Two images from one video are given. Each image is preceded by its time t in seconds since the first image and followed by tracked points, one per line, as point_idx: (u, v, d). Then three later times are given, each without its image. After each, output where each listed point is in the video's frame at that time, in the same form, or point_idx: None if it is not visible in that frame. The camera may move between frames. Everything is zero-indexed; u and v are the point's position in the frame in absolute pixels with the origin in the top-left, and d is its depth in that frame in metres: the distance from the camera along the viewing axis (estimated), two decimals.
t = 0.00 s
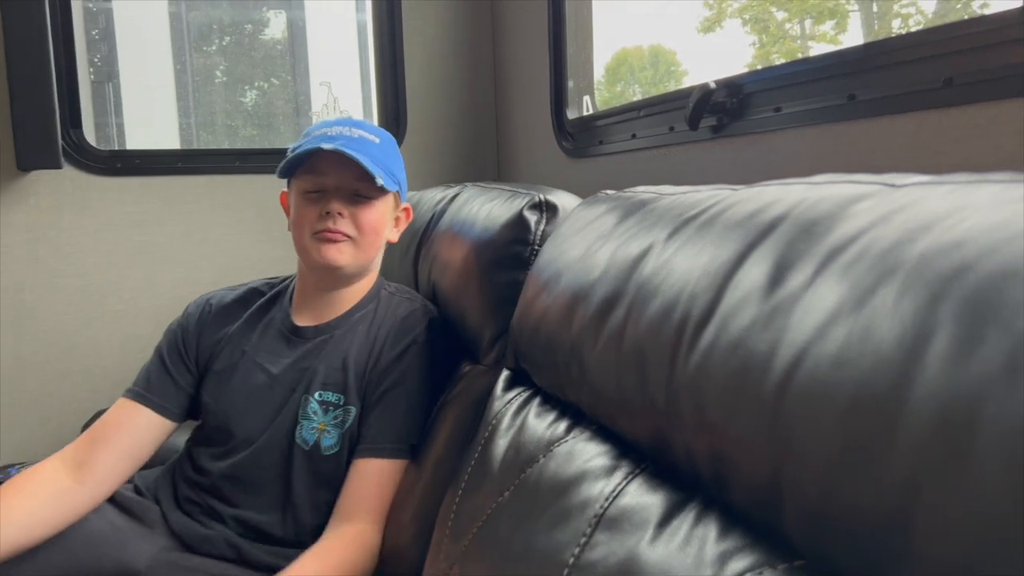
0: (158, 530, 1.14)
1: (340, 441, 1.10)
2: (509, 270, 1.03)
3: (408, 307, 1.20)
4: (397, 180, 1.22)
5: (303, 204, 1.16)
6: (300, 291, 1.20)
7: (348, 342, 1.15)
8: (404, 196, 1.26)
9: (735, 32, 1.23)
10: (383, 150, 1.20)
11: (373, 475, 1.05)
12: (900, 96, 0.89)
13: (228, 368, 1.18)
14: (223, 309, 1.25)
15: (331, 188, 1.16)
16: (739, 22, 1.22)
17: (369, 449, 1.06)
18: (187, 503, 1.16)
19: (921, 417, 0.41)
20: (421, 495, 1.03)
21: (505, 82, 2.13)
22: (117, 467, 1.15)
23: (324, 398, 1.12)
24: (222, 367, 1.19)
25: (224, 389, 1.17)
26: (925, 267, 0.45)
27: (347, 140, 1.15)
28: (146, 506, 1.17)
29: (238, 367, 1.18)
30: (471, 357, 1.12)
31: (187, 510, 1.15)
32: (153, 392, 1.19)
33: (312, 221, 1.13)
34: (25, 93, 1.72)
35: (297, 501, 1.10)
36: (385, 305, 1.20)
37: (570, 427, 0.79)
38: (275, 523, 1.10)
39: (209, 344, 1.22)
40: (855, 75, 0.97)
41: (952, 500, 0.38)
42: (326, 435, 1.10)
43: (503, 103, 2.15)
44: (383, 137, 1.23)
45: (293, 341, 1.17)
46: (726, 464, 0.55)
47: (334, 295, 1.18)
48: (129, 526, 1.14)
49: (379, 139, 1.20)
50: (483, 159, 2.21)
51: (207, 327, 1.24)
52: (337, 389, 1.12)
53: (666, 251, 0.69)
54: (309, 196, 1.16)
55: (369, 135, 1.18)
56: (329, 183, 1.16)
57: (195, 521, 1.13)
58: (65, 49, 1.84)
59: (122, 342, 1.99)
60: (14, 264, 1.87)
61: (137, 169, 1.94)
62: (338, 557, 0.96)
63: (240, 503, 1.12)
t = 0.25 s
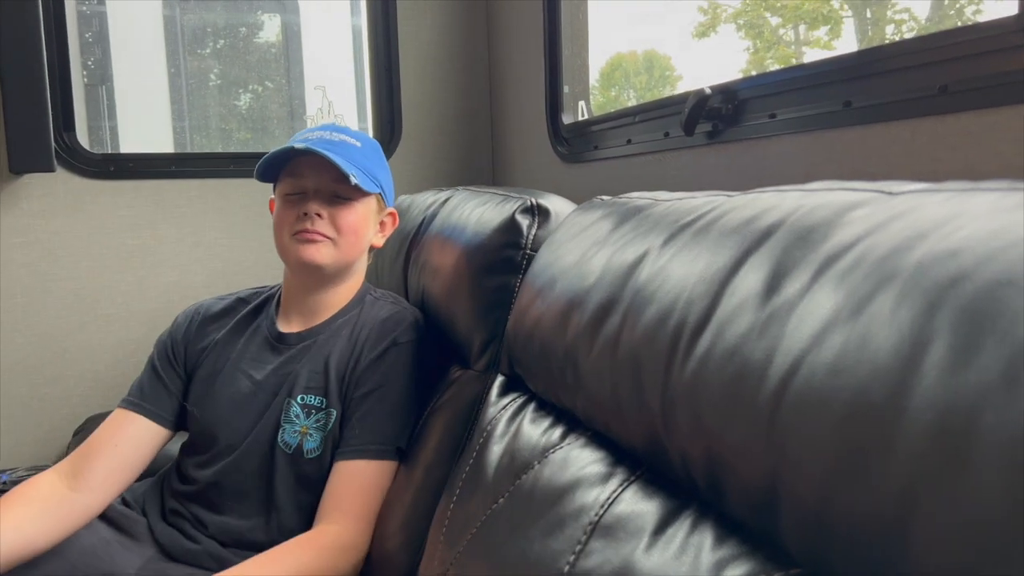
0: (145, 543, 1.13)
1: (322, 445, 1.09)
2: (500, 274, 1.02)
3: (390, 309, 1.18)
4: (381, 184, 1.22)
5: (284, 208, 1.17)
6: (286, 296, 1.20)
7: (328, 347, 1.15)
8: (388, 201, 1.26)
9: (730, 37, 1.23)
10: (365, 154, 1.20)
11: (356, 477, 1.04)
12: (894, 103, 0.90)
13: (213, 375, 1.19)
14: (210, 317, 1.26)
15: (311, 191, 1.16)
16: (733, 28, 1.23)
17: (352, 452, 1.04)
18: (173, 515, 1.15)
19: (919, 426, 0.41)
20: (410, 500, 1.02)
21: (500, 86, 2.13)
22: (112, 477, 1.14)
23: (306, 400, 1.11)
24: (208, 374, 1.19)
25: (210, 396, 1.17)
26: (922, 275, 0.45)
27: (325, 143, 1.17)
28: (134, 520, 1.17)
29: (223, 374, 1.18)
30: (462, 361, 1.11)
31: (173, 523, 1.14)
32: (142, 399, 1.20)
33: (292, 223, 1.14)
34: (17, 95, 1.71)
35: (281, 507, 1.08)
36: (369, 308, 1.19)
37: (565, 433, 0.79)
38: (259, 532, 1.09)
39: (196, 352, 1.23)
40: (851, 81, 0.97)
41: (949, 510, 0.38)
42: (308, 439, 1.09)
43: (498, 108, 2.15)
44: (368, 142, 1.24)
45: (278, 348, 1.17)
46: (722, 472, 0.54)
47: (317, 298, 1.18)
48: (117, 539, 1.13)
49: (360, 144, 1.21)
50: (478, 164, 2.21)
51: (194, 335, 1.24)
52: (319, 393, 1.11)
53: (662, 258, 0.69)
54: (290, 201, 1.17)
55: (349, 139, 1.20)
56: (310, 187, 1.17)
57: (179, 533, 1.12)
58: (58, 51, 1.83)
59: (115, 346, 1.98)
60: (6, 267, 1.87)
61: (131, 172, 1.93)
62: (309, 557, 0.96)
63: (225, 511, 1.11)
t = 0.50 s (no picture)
0: (138, 551, 1.12)
1: (319, 445, 1.09)
2: (496, 279, 1.02)
3: (387, 311, 1.18)
4: (379, 188, 1.22)
5: (282, 212, 1.17)
6: (283, 300, 1.20)
7: (326, 348, 1.14)
8: (385, 205, 1.26)
9: (725, 43, 1.24)
10: (364, 159, 1.20)
11: (352, 478, 1.03)
12: (889, 110, 0.90)
13: (208, 376, 1.18)
14: (206, 317, 1.25)
15: (311, 195, 1.16)
16: (728, 33, 1.23)
17: (346, 453, 1.04)
18: (165, 523, 1.14)
19: (914, 435, 0.41)
20: (404, 505, 1.01)
21: (496, 90, 2.14)
22: (106, 478, 1.14)
23: (303, 401, 1.11)
24: (204, 373, 1.19)
25: (206, 395, 1.16)
26: (917, 283, 0.45)
27: (324, 147, 1.17)
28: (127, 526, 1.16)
29: (219, 373, 1.17)
30: (457, 366, 1.11)
31: (166, 530, 1.14)
32: (138, 399, 1.19)
33: (291, 227, 1.14)
34: (11, 98, 1.71)
35: (276, 509, 1.08)
36: (366, 310, 1.19)
37: (560, 439, 0.78)
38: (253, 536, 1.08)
39: (192, 351, 1.22)
40: (847, 88, 0.97)
41: (944, 520, 0.38)
42: (305, 438, 1.09)
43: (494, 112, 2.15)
44: (366, 147, 1.24)
45: (275, 348, 1.17)
46: (717, 479, 0.54)
47: (315, 301, 1.18)
48: (109, 545, 1.12)
49: (358, 148, 1.21)
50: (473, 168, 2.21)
51: (190, 335, 1.24)
52: (317, 392, 1.11)
53: (657, 264, 0.69)
54: (289, 204, 1.17)
55: (347, 144, 1.20)
56: (309, 191, 1.17)
57: (172, 540, 1.11)
58: (52, 54, 1.83)
59: (108, 350, 1.97)
60: None
61: (125, 176, 1.92)
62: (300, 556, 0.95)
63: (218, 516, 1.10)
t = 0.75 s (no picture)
0: (130, 556, 1.12)
1: (312, 447, 1.08)
2: (491, 283, 1.02)
3: (382, 315, 1.18)
4: (378, 192, 1.22)
5: (280, 215, 1.17)
6: (280, 303, 1.20)
7: (321, 351, 1.14)
8: (384, 209, 1.26)
9: (720, 47, 1.24)
10: (363, 163, 1.20)
11: (343, 480, 1.03)
12: (884, 115, 0.90)
13: (202, 377, 1.17)
14: (201, 315, 1.25)
15: (309, 199, 1.16)
16: (722, 37, 1.23)
17: (337, 455, 1.04)
18: (156, 529, 1.14)
19: (908, 441, 0.41)
20: (398, 510, 1.01)
21: (491, 94, 2.14)
22: (99, 478, 1.14)
23: (296, 402, 1.10)
24: (198, 372, 1.18)
25: (200, 395, 1.16)
26: (911, 290, 0.45)
27: (324, 152, 1.17)
28: (118, 531, 1.16)
29: (213, 373, 1.17)
30: (451, 370, 1.10)
31: (157, 537, 1.13)
32: (132, 398, 1.19)
33: (290, 231, 1.14)
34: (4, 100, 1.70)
35: (268, 511, 1.08)
36: (361, 313, 1.19)
37: (554, 444, 0.78)
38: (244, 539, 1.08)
39: (186, 350, 1.22)
40: (841, 92, 0.97)
41: (938, 527, 0.38)
42: (298, 441, 1.09)
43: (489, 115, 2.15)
44: (366, 150, 1.24)
45: (271, 349, 1.16)
46: (711, 485, 0.54)
47: (311, 305, 1.17)
48: (101, 550, 1.13)
49: (357, 153, 1.21)
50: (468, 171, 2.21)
51: (184, 333, 1.23)
52: (310, 394, 1.11)
53: (652, 269, 0.69)
54: (287, 207, 1.17)
55: (347, 148, 1.19)
56: (307, 195, 1.16)
57: (162, 546, 1.11)
58: (46, 55, 1.83)
59: (101, 354, 1.96)
60: None
61: (118, 178, 1.92)
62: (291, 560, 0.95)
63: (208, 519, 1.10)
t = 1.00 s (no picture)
0: (124, 559, 1.11)
1: (306, 449, 1.08)
2: (488, 284, 1.02)
3: (378, 316, 1.18)
4: (374, 194, 1.22)
5: (276, 218, 1.16)
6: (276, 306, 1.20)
7: (316, 352, 1.14)
8: (380, 211, 1.26)
9: (716, 49, 1.24)
10: (359, 165, 1.20)
11: (335, 480, 1.02)
12: (880, 118, 0.90)
13: (196, 377, 1.17)
14: (196, 315, 1.25)
15: (305, 202, 1.16)
16: (718, 39, 1.23)
17: (331, 456, 1.04)
18: (150, 531, 1.13)
19: (906, 443, 0.41)
20: (393, 511, 1.01)
21: (487, 95, 2.13)
22: (94, 479, 1.14)
23: (290, 403, 1.10)
24: (192, 372, 1.18)
25: (195, 395, 1.15)
26: (909, 292, 0.45)
27: (320, 154, 1.16)
28: (113, 533, 1.15)
29: (208, 374, 1.16)
30: (447, 371, 1.10)
31: (151, 539, 1.12)
32: (127, 398, 1.19)
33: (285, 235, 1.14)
34: None
35: (263, 512, 1.08)
36: (357, 314, 1.19)
37: (551, 445, 0.78)
38: (238, 541, 1.08)
39: (180, 350, 1.21)
40: (837, 95, 0.97)
41: (936, 528, 0.38)
42: (292, 442, 1.08)
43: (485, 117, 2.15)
44: (363, 152, 1.23)
45: (266, 350, 1.16)
46: (709, 487, 0.54)
47: (306, 308, 1.17)
48: (95, 553, 1.12)
49: (354, 155, 1.20)
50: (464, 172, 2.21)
51: (179, 333, 1.23)
52: (305, 396, 1.10)
53: (649, 271, 0.69)
54: (283, 210, 1.16)
55: (343, 151, 1.19)
56: (303, 198, 1.16)
57: (155, 547, 1.11)
58: (41, 56, 1.82)
59: (96, 355, 1.96)
60: None
61: (114, 179, 1.91)
62: (275, 563, 0.95)
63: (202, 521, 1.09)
